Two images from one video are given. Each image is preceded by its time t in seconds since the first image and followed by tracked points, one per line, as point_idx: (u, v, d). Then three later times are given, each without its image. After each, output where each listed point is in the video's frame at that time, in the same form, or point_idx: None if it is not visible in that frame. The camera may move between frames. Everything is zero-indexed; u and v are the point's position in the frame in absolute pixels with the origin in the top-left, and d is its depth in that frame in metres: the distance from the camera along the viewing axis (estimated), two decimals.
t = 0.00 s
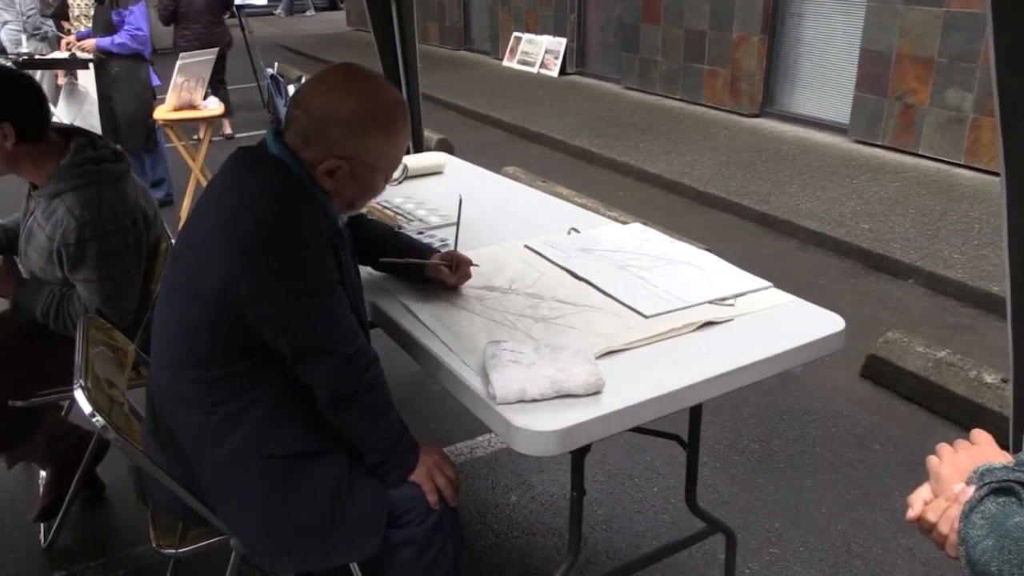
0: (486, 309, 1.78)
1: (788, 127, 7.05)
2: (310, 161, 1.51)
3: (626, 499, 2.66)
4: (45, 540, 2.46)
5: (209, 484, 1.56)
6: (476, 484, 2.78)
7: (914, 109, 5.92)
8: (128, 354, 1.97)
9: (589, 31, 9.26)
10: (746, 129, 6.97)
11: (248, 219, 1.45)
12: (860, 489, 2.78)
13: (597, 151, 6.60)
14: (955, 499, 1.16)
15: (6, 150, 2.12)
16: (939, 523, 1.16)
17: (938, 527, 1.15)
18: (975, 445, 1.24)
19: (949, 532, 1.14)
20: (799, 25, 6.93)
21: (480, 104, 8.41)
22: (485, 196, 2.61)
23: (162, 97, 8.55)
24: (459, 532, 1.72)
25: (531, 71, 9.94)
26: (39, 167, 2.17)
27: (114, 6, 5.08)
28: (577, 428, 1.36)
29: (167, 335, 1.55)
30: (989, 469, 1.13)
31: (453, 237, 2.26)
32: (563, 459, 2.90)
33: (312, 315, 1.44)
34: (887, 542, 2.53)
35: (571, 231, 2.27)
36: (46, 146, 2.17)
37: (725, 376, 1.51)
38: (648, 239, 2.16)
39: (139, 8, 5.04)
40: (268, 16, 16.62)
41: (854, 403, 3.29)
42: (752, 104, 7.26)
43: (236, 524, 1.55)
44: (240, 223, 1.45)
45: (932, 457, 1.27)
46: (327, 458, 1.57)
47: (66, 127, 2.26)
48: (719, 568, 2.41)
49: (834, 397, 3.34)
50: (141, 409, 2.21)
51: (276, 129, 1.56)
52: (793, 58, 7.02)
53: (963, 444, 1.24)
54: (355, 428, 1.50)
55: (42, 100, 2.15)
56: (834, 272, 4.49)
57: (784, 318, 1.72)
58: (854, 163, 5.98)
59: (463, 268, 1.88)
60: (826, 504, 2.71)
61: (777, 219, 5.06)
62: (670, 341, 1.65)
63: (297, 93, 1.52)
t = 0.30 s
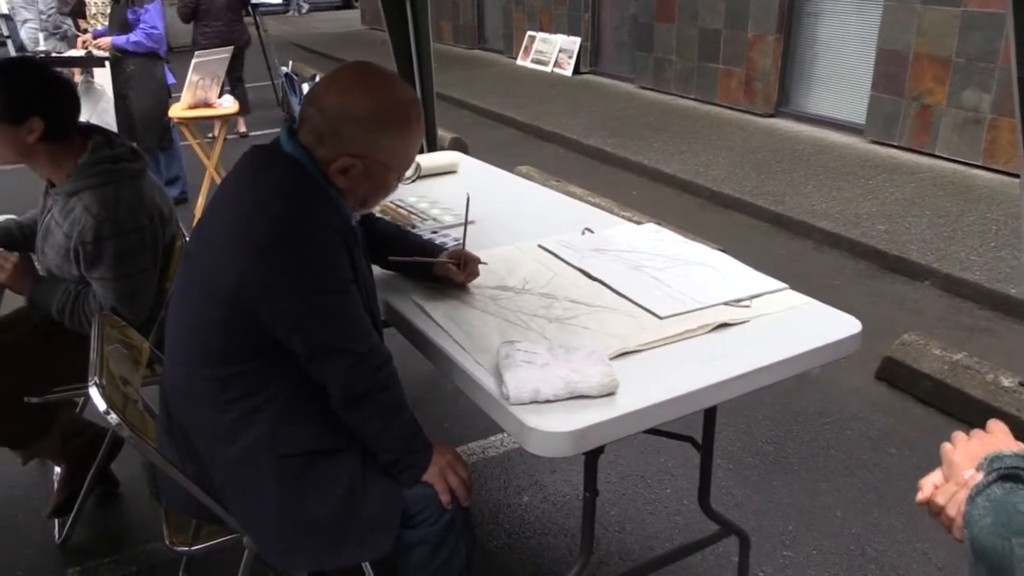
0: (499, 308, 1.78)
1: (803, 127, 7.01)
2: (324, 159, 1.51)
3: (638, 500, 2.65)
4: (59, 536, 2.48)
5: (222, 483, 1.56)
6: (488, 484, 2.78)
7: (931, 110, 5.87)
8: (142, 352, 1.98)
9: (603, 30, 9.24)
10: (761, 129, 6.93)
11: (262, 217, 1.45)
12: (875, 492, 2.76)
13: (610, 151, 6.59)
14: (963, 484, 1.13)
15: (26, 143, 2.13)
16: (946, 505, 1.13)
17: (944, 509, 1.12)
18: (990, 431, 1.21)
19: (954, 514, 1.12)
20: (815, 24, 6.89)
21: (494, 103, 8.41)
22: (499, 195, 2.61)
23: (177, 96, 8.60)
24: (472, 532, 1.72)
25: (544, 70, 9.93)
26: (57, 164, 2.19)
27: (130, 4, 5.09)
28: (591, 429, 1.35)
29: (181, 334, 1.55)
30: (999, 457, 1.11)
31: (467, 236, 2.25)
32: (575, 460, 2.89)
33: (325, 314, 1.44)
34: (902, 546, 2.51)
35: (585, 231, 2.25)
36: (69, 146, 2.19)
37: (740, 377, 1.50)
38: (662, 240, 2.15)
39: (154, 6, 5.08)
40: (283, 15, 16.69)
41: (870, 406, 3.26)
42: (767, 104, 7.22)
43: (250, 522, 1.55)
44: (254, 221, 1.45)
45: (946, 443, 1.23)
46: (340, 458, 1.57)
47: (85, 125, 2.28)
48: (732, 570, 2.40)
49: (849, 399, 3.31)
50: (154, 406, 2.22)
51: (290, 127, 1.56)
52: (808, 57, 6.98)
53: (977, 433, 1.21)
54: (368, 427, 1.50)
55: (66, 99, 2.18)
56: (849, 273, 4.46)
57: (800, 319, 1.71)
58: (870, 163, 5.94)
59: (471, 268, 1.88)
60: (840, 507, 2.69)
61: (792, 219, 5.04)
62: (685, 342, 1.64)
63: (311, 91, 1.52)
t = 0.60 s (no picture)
0: (508, 307, 1.77)
1: (815, 126, 6.97)
2: (332, 156, 1.51)
3: (647, 500, 2.65)
4: (70, 532, 2.49)
5: (231, 480, 1.56)
6: (497, 483, 2.78)
7: (945, 109, 5.83)
8: (153, 349, 1.99)
9: (614, 29, 9.22)
10: (773, 128, 6.90)
11: (270, 215, 1.45)
12: (885, 493, 2.74)
13: (620, 150, 6.58)
14: (956, 456, 1.17)
15: (41, 142, 2.14)
16: (938, 476, 1.18)
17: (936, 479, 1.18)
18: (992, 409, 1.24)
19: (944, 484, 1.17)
20: (827, 23, 6.85)
21: (504, 102, 8.40)
22: (509, 194, 2.60)
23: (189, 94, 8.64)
24: (480, 531, 1.72)
25: (555, 69, 9.91)
26: (72, 164, 2.20)
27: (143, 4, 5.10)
28: (600, 428, 1.35)
29: (190, 331, 1.55)
30: (990, 430, 1.13)
31: (477, 235, 2.25)
32: (584, 459, 2.89)
33: (334, 312, 1.44)
34: (912, 548, 2.49)
35: (595, 230, 2.25)
36: (83, 144, 2.20)
37: (751, 377, 1.49)
38: (673, 239, 2.14)
39: (165, 6, 5.08)
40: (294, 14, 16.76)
41: (881, 407, 3.24)
42: (779, 103, 7.19)
43: (258, 520, 1.56)
44: (263, 219, 1.45)
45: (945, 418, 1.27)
46: (348, 456, 1.57)
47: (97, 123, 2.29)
48: (742, 571, 2.39)
49: (860, 400, 3.29)
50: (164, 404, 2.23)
51: (298, 125, 1.55)
52: (820, 56, 6.94)
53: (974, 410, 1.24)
54: (377, 425, 1.50)
55: (80, 97, 2.18)
56: (861, 273, 4.43)
57: (811, 320, 1.70)
58: (883, 163, 5.90)
59: (475, 265, 1.89)
60: (851, 508, 2.67)
61: (803, 219, 5.01)
62: (695, 341, 1.63)
63: (319, 88, 1.52)
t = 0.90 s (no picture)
0: (514, 305, 1.78)
1: (822, 124, 6.96)
2: (337, 154, 1.52)
3: (653, 497, 2.65)
4: (80, 528, 2.51)
5: (238, 477, 1.58)
6: (503, 480, 2.79)
7: (953, 106, 5.81)
8: (161, 347, 2.00)
9: (621, 28, 9.22)
10: (780, 126, 6.89)
11: (276, 213, 1.46)
12: (891, 491, 2.74)
13: (627, 148, 6.58)
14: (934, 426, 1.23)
15: (49, 144, 2.15)
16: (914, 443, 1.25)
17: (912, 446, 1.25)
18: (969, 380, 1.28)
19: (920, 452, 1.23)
20: (835, 21, 6.84)
21: (511, 101, 8.41)
22: (515, 193, 2.61)
23: (198, 93, 8.67)
24: (486, 527, 1.73)
25: (562, 67, 9.91)
26: (83, 163, 2.21)
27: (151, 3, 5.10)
28: (604, 424, 1.36)
29: (197, 329, 1.56)
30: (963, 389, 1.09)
31: (484, 233, 2.26)
32: (590, 456, 2.89)
33: (340, 309, 1.46)
34: (918, 546, 2.49)
35: (601, 228, 2.25)
36: (90, 142, 2.21)
37: (756, 375, 1.50)
38: (678, 237, 2.15)
39: (174, 5, 5.07)
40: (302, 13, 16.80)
41: (888, 405, 3.24)
42: (786, 102, 7.18)
43: (266, 516, 1.57)
44: (269, 217, 1.46)
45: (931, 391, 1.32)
46: (355, 453, 1.58)
47: (104, 122, 2.30)
48: (748, 568, 2.39)
49: (867, 398, 3.29)
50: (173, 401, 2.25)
51: (302, 123, 1.57)
52: (828, 54, 6.93)
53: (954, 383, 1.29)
54: (383, 422, 1.52)
55: (82, 95, 2.19)
56: (867, 271, 4.43)
57: (816, 318, 1.70)
58: (890, 161, 5.89)
59: (474, 252, 1.96)
60: (857, 506, 2.68)
61: (810, 217, 5.00)
62: (700, 339, 1.64)
63: (322, 88, 1.53)
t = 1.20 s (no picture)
0: (520, 305, 1.79)
1: (827, 125, 6.95)
2: (346, 153, 1.54)
3: (657, 497, 2.66)
4: (87, 524, 2.53)
5: (246, 475, 1.59)
6: (507, 479, 2.80)
7: (958, 108, 5.80)
8: (169, 344, 2.02)
9: (626, 28, 9.22)
10: (785, 127, 6.89)
11: (284, 213, 1.47)
12: (894, 492, 2.75)
13: (632, 149, 6.59)
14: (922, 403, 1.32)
15: (51, 147, 2.17)
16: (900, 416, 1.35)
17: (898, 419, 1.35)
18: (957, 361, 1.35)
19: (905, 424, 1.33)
20: (840, 21, 6.83)
21: (516, 101, 8.42)
22: (521, 193, 2.62)
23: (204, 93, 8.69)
24: (491, 526, 1.74)
25: (567, 67, 9.92)
26: (86, 163, 2.22)
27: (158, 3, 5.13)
28: (609, 423, 1.37)
29: (204, 327, 1.57)
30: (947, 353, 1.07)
31: (489, 233, 2.27)
32: (594, 456, 2.90)
33: (347, 308, 1.47)
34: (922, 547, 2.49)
35: (606, 229, 2.26)
36: (91, 141, 2.22)
37: (760, 375, 1.50)
38: (683, 238, 2.15)
39: (181, 5, 5.13)
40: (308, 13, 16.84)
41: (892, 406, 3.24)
42: (792, 103, 7.18)
43: (273, 513, 1.58)
44: (276, 216, 1.47)
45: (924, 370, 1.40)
46: (362, 452, 1.59)
47: (107, 122, 2.31)
48: (751, 568, 2.40)
49: (871, 399, 3.29)
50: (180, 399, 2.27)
51: (309, 123, 1.58)
52: (833, 55, 6.93)
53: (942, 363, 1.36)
54: (390, 421, 1.53)
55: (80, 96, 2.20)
56: (872, 273, 4.43)
57: (820, 318, 1.71)
58: (895, 162, 5.89)
59: (471, 246, 2.01)
60: (860, 506, 2.68)
61: (815, 218, 5.01)
62: (705, 339, 1.65)
63: (329, 88, 1.54)
